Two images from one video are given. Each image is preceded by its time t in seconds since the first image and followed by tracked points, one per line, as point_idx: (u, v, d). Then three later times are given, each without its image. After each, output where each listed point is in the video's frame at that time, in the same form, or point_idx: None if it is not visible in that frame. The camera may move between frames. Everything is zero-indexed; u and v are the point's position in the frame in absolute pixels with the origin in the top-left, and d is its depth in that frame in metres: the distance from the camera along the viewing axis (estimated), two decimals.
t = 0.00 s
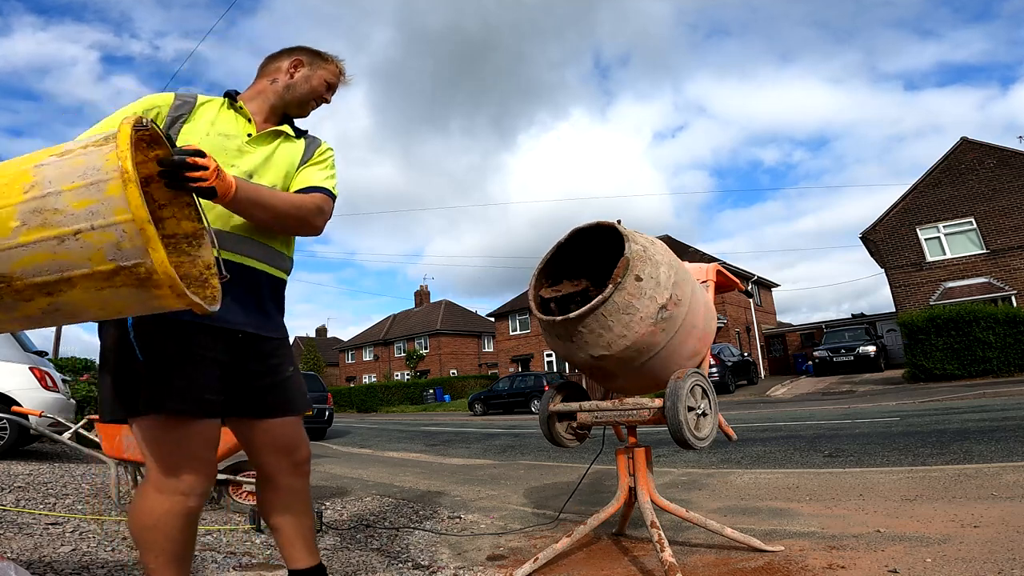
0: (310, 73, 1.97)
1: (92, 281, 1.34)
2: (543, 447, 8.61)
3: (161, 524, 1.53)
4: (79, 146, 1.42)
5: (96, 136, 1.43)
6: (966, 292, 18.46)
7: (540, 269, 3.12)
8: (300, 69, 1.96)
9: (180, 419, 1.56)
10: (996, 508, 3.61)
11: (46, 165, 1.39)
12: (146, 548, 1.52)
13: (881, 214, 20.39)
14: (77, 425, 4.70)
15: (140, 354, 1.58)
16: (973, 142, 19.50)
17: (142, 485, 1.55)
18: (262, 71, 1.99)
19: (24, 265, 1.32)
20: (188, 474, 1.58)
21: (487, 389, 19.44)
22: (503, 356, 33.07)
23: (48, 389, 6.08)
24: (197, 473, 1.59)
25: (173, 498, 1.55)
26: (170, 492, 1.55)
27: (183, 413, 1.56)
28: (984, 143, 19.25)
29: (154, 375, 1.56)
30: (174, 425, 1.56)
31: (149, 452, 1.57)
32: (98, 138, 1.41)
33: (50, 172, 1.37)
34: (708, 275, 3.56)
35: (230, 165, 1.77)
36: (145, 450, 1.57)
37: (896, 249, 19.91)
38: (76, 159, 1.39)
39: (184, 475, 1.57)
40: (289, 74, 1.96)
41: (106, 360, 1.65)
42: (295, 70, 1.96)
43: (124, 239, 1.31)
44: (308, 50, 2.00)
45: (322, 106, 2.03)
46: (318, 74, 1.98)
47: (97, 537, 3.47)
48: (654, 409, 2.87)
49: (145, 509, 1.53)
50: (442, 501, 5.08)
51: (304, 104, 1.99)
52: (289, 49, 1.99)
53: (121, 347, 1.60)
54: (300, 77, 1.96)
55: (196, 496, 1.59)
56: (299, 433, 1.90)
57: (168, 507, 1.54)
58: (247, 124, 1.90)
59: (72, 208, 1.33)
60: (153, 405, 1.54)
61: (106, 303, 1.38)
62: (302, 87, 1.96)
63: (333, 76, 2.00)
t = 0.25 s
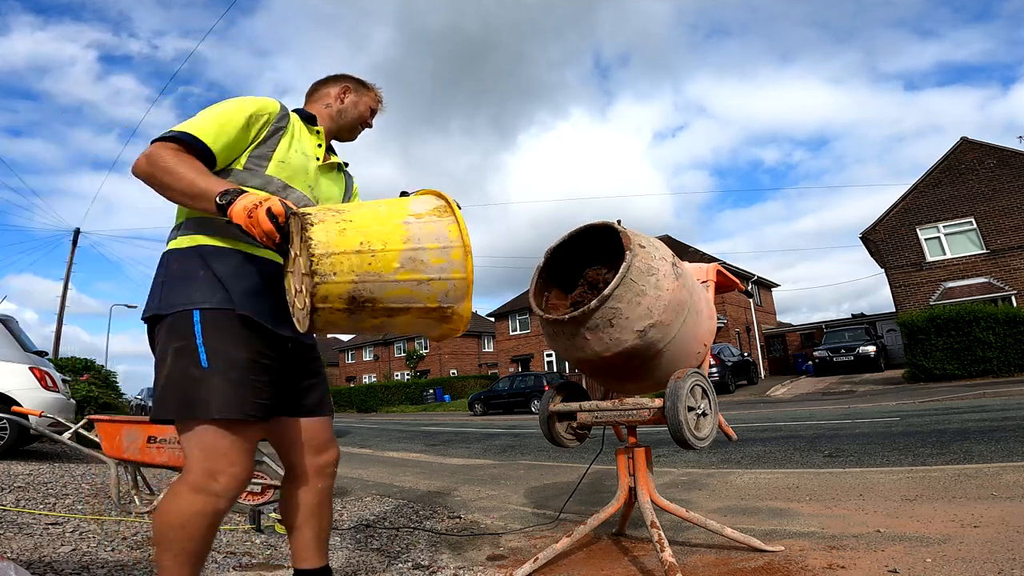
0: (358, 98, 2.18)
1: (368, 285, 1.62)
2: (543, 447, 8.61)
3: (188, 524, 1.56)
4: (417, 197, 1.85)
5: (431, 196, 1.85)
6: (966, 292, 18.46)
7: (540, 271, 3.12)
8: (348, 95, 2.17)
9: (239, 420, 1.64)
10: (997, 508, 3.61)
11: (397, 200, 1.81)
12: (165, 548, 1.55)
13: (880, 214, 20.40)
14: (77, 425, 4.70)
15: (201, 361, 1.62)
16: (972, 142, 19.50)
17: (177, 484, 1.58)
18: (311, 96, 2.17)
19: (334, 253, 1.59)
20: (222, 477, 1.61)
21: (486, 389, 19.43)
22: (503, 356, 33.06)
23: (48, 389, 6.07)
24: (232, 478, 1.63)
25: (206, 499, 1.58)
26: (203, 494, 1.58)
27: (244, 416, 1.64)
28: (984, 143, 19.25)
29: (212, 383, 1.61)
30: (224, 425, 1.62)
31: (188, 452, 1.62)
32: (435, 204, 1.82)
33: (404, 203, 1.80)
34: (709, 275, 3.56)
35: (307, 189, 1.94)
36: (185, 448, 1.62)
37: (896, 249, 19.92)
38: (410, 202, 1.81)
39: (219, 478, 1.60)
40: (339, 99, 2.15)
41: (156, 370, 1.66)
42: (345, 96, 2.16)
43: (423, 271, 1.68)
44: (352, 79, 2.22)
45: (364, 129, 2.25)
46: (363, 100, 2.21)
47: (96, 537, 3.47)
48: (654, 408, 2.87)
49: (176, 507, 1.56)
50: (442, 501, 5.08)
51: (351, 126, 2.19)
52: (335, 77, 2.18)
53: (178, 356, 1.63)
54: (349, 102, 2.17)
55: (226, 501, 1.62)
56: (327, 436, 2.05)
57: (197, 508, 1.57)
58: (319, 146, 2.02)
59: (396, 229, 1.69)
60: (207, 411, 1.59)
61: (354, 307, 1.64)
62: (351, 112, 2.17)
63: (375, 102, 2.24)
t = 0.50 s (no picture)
0: (372, 111, 2.26)
1: (527, 238, 2.54)
2: (543, 447, 8.61)
3: (203, 517, 1.60)
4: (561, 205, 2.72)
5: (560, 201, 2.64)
6: (966, 292, 18.47)
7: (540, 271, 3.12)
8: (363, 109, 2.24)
9: (272, 415, 1.69)
10: (997, 508, 3.61)
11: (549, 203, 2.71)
12: (177, 540, 1.59)
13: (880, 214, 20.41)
14: (77, 425, 4.70)
15: (241, 355, 1.67)
16: (972, 142, 19.51)
17: (198, 476, 1.62)
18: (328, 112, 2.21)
19: (504, 221, 2.57)
20: (244, 472, 1.66)
21: (486, 389, 19.42)
22: (503, 356, 33.07)
23: (47, 390, 6.07)
24: (253, 473, 1.68)
25: (225, 493, 1.62)
26: (222, 488, 1.62)
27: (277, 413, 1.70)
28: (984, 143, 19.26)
29: (252, 378, 1.66)
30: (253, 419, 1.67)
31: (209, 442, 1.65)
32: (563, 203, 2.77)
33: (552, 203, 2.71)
34: (708, 275, 3.56)
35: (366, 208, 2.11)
36: (207, 439, 1.65)
37: (896, 249, 19.93)
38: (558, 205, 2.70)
39: (240, 473, 1.65)
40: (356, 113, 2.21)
41: (197, 362, 1.71)
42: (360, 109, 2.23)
43: (559, 219, 2.49)
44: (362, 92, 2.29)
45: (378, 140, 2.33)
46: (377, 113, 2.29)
47: (96, 537, 3.47)
48: (654, 409, 2.87)
49: (193, 499, 1.60)
50: (442, 501, 5.09)
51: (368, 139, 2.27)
52: (347, 92, 2.24)
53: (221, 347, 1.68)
54: (364, 116, 2.24)
55: (242, 496, 1.67)
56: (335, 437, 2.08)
57: (215, 501, 1.61)
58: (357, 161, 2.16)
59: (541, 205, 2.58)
60: (244, 406, 1.64)
61: (518, 256, 2.56)
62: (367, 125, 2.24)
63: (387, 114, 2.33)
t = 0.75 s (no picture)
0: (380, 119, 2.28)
1: (539, 236, 2.55)
2: (543, 447, 8.61)
3: (245, 513, 1.56)
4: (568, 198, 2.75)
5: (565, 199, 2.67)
6: (966, 292, 18.47)
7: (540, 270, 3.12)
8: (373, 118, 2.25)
9: (314, 404, 1.68)
10: (997, 508, 3.61)
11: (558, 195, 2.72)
12: (215, 539, 1.54)
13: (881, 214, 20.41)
14: (77, 425, 4.69)
15: (280, 343, 1.66)
16: (973, 142, 19.51)
17: (241, 472, 1.57)
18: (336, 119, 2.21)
19: (516, 218, 2.57)
20: (288, 466, 1.63)
21: (486, 389, 19.42)
22: (503, 356, 33.08)
23: (48, 390, 6.07)
24: (295, 468, 1.64)
25: (269, 488, 1.59)
26: (266, 483, 1.59)
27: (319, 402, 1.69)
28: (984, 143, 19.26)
29: (293, 366, 1.65)
30: (295, 410, 1.65)
31: (252, 435, 1.61)
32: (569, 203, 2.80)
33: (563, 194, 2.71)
34: (708, 275, 3.56)
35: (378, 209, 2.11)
36: (249, 431, 1.61)
37: (896, 249, 19.93)
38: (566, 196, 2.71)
39: (284, 468, 1.61)
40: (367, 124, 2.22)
41: (234, 354, 1.68)
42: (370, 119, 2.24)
43: (571, 217, 2.52)
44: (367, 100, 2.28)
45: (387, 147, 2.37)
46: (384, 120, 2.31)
47: (96, 537, 3.47)
48: (654, 409, 2.87)
49: (235, 495, 1.56)
50: (442, 501, 5.09)
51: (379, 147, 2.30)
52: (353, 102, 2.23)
53: (259, 336, 1.67)
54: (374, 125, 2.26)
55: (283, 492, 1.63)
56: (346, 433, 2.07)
57: (258, 497, 1.57)
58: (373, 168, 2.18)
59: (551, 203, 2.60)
60: (288, 395, 1.62)
61: (529, 254, 2.58)
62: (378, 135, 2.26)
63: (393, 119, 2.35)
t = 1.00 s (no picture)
0: (378, 110, 2.24)
1: (518, 267, 2.14)
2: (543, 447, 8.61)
3: (287, 513, 1.52)
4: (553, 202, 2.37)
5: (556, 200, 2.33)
6: (966, 292, 18.46)
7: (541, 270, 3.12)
8: (370, 108, 2.22)
9: (344, 401, 1.68)
10: (997, 508, 3.60)
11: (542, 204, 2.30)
12: (258, 542, 1.48)
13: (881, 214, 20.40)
14: (76, 425, 4.69)
15: (309, 341, 1.64)
16: (973, 142, 19.49)
17: (282, 472, 1.54)
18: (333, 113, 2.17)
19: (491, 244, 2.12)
20: (325, 464, 1.61)
21: (486, 389, 19.42)
22: (503, 356, 33.08)
23: (47, 390, 6.07)
24: (331, 467, 1.62)
25: (309, 487, 1.56)
26: (308, 482, 1.56)
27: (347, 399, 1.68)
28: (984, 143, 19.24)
29: (325, 363, 1.64)
30: (328, 407, 1.63)
31: (290, 434, 1.58)
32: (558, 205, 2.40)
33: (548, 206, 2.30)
34: (708, 275, 3.56)
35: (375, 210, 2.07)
36: (285, 430, 1.58)
37: (896, 249, 19.93)
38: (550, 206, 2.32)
39: (323, 466, 1.59)
40: (363, 114, 2.19)
41: (259, 354, 1.64)
42: (367, 110, 2.21)
43: (558, 250, 2.13)
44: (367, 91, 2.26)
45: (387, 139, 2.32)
46: (383, 111, 2.27)
47: (96, 537, 3.47)
48: (654, 409, 2.87)
49: (277, 496, 1.51)
50: (442, 501, 5.09)
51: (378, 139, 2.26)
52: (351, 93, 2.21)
53: (287, 334, 1.64)
54: (371, 116, 2.22)
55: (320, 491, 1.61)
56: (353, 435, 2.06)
57: (300, 496, 1.54)
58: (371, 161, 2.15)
59: (536, 224, 2.18)
60: (323, 392, 1.60)
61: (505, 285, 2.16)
62: (375, 125, 2.23)
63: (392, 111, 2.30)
